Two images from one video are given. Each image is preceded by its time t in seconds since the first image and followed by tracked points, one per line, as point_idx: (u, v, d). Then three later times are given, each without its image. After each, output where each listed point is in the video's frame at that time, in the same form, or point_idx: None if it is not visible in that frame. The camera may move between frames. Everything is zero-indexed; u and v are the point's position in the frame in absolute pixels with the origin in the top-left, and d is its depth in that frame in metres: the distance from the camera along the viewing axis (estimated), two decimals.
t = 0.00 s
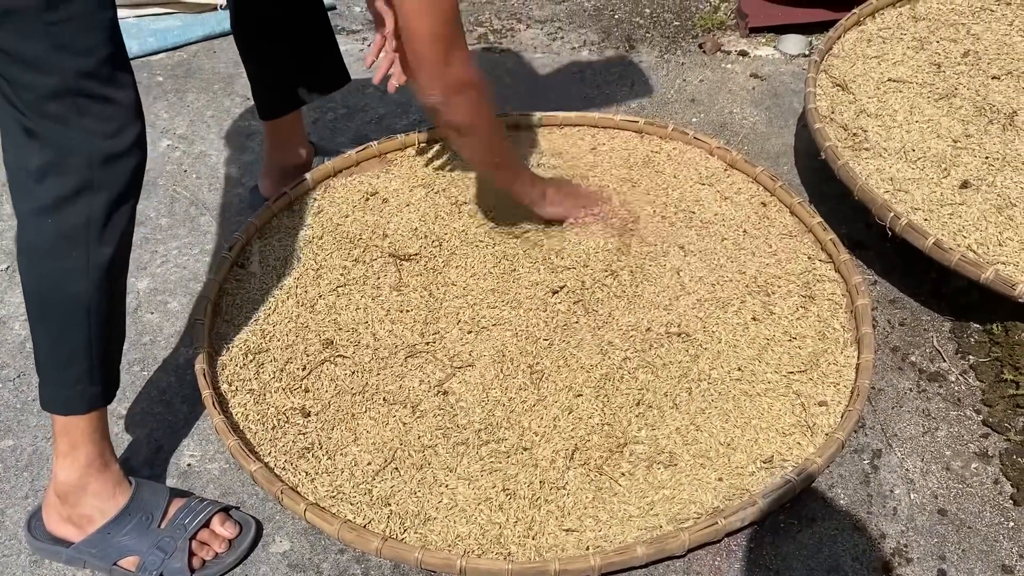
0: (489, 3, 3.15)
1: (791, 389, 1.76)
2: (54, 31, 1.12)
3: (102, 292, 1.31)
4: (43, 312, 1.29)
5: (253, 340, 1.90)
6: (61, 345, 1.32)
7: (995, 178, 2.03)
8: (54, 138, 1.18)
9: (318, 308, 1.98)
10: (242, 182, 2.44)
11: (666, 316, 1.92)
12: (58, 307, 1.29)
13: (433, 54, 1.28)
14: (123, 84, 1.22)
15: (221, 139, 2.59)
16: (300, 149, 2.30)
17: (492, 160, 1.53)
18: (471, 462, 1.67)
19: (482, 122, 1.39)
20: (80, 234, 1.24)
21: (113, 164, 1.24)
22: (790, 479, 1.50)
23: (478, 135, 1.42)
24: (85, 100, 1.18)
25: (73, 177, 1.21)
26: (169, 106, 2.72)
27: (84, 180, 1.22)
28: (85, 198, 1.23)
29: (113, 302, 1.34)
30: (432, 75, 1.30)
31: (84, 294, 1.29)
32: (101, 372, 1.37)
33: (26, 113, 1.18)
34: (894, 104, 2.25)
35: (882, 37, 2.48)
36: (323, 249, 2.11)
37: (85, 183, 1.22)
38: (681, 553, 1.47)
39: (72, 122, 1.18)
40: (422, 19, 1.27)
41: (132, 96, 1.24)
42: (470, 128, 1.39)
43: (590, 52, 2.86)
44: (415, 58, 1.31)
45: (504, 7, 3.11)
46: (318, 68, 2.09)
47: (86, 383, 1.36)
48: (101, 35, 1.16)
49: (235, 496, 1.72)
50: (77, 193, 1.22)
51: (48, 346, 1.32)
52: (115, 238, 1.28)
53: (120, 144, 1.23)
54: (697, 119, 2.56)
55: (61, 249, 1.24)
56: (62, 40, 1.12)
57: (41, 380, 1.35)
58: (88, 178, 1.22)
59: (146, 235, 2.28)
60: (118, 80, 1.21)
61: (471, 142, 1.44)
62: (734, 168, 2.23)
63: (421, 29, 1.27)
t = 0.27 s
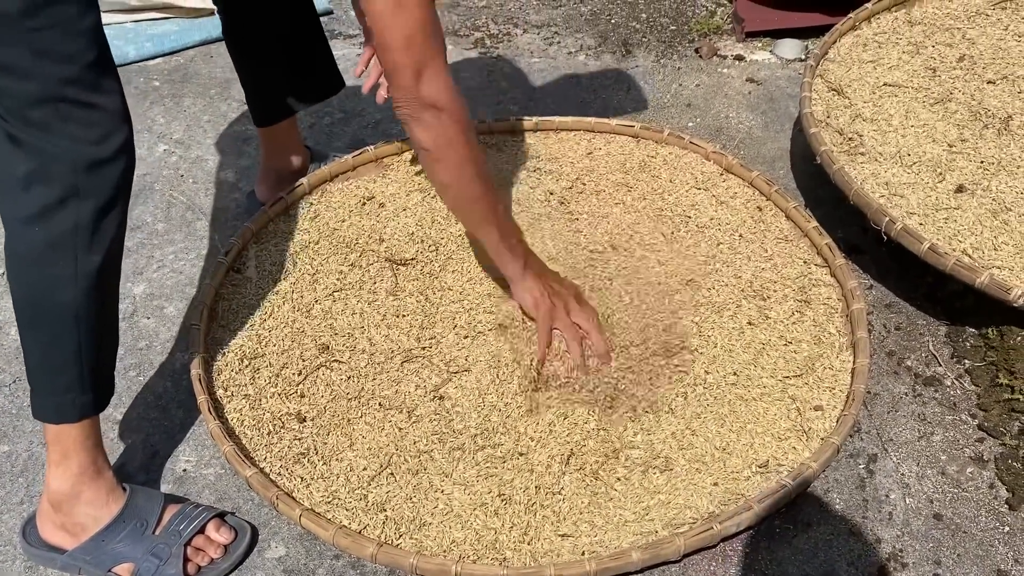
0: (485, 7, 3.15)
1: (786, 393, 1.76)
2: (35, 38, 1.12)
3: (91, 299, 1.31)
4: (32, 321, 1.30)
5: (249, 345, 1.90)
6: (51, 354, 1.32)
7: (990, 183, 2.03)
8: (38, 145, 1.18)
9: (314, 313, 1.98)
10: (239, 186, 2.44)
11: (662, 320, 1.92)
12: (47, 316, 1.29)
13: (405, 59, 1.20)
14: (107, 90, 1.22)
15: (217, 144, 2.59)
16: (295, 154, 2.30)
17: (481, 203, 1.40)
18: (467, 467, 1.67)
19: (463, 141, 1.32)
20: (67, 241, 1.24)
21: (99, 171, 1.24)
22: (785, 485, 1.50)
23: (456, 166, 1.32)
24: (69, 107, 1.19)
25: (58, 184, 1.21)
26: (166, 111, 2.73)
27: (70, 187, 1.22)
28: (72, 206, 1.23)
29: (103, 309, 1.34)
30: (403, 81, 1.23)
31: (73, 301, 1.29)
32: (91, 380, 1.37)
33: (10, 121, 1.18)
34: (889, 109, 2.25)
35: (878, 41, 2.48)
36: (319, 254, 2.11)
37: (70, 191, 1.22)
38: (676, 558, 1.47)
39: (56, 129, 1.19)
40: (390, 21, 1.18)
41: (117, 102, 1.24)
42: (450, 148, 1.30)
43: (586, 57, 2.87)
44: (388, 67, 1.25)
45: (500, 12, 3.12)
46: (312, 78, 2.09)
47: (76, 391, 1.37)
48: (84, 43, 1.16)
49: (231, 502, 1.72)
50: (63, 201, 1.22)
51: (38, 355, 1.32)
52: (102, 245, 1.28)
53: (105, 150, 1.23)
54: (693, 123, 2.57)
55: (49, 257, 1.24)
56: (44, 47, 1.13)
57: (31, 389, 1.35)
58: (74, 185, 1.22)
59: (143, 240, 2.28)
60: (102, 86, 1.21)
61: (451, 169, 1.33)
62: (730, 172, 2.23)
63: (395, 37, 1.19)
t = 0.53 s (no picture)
0: (484, 11, 3.16)
1: (783, 396, 1.77)
2: (20, 43, 1.13)
3: (84, 305, 1.31)
4: (26, 327, 1.30)
5: (248, 348, 1.90)
6: (45, 360, 1.32)
7: (986, 186, 2.04)
8: (27, 150, 1.20)
9: (313, 316, 1.98)
10: (238, 190, 2.45)
11: (660, 323, 1.93)
12: (40, 322, 1.29)
13: (350, 71, 1.34)
14: (95, 94, 1.23)
15: (216, 147, 2.60)
16: (293, 158, 2.30)
17: (415, 173, 1.61)
18: (465, 469, 1.68)
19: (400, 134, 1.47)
20: (58, 247, 1.25)
21: (89, 176, 1.25)
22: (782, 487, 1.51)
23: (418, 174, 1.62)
24: (58, 111, 1.20)
25: (48, 190, 1.22)
26: (165, 114, 2.73)
27: (60, 192, 1.23)
28: (62, 212, 1.24)
29: (97, 315, 1.35)
30: (346, 85, 1.37)
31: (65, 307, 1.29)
32: (86, 386, 1.38)
33: None
34: (886, 112, 2.26)
35: (874, 45, 2.49)
36: (317, 257, 2.11)
37: (60, 196, 1.23)
38: (674, 560, 1.47)
39: (44, 133, 1.20)
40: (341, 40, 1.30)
41: (107, 106, 1.25)
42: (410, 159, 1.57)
43: (584, 61, 2.88)
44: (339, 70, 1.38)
45: (498, 16, 3.13)
46: (307, 89, 2.10)
47: (72, 397, 1.37)
48: (72, 47, 1.17)
49: (229, 504, 1.72)
50: (53, 207, 1.23)
51: (33, 361, 1.33)
52: (94, 251, 1.29)
53: (94, 155, 1.24)
54: (690, 126, 2.57)
55: (41, 264, 1.25)
56: (29, 51, 1.14)
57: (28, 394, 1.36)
58: (64, 190, 1.23)
59: (142, 243, 2.29)
60: (90, 90, 1.22)
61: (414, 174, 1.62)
62: (727, 175, 2.25)
63: (341, 50, 1.32)
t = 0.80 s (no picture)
0: (484, 14, 3.17)
1: (784, 397, 1.77)
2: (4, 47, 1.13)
3: (79, 307, 1.32)
4: (22, 332, 1.30)
5: (251, 349, 1.91)
6: (44, 364, 1.33)
7: (985, 188, 2.05)
8: (16, 155, 1.19)
9: (315, 318, 1.99)
10: (239, 192, 2.45)
11: (661, 324, 1.93)
12: (36, 326, 1.29)
13: (359, 79, 1.29)
14: (82, 96, 1.23)
15: (218, 149, 2.61)
16: (294, 163, 2.31)
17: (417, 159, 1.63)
18: (467, 470, 1.68)
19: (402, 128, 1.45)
20: (52, 252, 1.25)
21: (79, 178, 1.25)
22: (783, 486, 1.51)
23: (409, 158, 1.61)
24: (45, 114, 1.19)
25: (39, 194, 1.22)
26: (166, 117, 2.74)
27: (51, 196, 1.23)
28: (54, 216, 1.24)
29: (93, 317, 1.35)
30: (354, 91, 1.32)
31: (61, 311, 1.29)
32: (84, 389, 1.39)
33: None
34: (885, 115, 2.27)
35: (874, 48, 2.51)
36: (319, 259, 2.12)
37: (52, 200, 1.23)
38: (675, 560, 1.48)
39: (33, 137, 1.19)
40: (350, 52, 1.24)
41: (94, 107, 1.25)
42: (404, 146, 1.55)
43: (584, 64, 2.89)
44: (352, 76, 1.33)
45: (499, 19, 3.14)
46: (300, 108, 2.13)
47: (71, 400, 1.38)
48: (54, 49, 1.17)
49: (232, 505, 1.73)
50: (45, 211, 1.23)
51: (31, 365, 1.33)
52: (87, 253, 1.29)
53: (83, 156, 1.24)
54: (690, 129, 2.58)
55: (36, 269, 1.25)
56: (14, 55, 1.14)
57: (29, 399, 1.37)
58: (55, 194, 1.23)
59: (143, 246, 2.30)
60: (77, 91, 1.22)
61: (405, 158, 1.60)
62: (727, 178, 2.26)
63: (353, 62, 1.26)
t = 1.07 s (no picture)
0: (484, 18, 3.18)
1: (785, 401, 1.78)
2: None
3: (72, 313, 1.32)
4: (15, 340, 1.30)
5: (252, 353, 1.91)
6: (39, 371, 1.33)
7: (985, 192, 2.05)
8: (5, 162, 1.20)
9: (316, 321, 1.99)
10: (240, 196, 2.46)
11: (662, 328, 1.94)
12: (30, 333, 1.29)
13: (300, 88, 1.22)
14: (69, 101, 1.24)
15: (219, 153, 2.61)
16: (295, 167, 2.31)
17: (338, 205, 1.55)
18: (469, 473, 1.69)
19: (336, 160, 1.40)
20: (43, 258, 1.25)
21: (67, 183, 1.25)
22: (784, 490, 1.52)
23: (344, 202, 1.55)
24: (31, 120, 1.20)
25: (29, 201, 1.22)
26: (167, 121, 2.74)
27: (41, 202, 1.23)
28: (44, 221, 1.24)
29: (86, 322, 1.35)
30: (292, 107, 1.26)
31: (54, 318, 1.29)
32: (81, 395, 1.38)
33: None
34: (885, 119, 2.28)
35: (873, 52, 2.51)
36: (320, 262, 2.12)
37: (42, 206, 1.23)
38: (677, 564, 1.48)
39: (22, 143, 1.20)
40: (301, 75, 1.20)
41: (80, 112, 1.26)
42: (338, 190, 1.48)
43: (584, 68, 2.90)
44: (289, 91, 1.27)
45: (499, 23, 3.15)
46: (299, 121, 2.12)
47: (68, 406, 1.38)
48: (38, 54, 1.18)
49: (234, 508, 1.73)
50: (35, 218, 1.23)
51: (26, 372, 1.33)
52: (78, 259, 1.30)
53: (71, 162, 1.25)
54: (690, 133, 2.59)
55: (27, 276, 1.25)
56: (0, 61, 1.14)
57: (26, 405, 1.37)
58: (45, 200, 1.23)
59: (144, 249, 2.30)
60: (64, 96, 1.23)
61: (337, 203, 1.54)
62: (727, 182, 2.26)
63: (297, 73, 1.20)
